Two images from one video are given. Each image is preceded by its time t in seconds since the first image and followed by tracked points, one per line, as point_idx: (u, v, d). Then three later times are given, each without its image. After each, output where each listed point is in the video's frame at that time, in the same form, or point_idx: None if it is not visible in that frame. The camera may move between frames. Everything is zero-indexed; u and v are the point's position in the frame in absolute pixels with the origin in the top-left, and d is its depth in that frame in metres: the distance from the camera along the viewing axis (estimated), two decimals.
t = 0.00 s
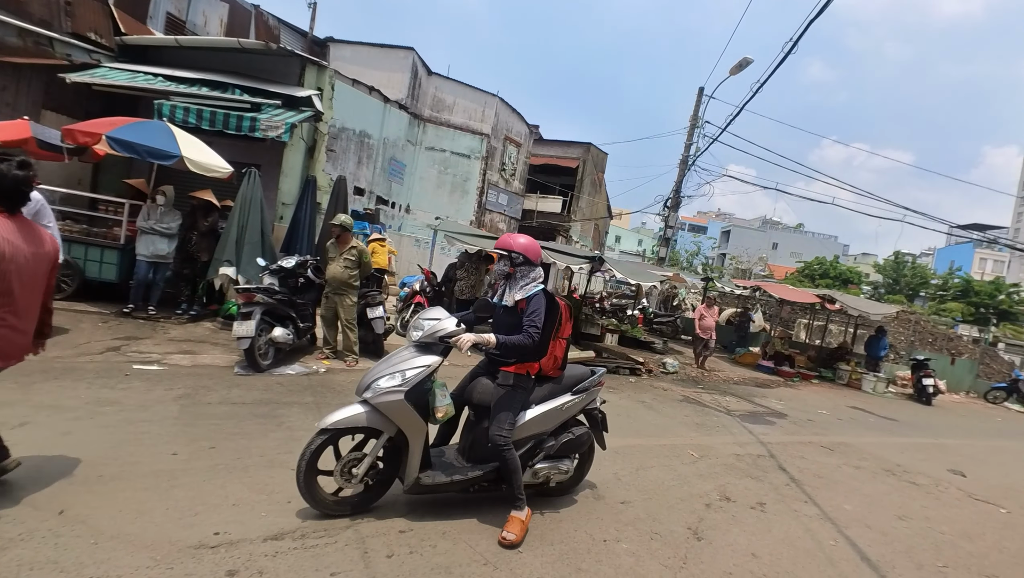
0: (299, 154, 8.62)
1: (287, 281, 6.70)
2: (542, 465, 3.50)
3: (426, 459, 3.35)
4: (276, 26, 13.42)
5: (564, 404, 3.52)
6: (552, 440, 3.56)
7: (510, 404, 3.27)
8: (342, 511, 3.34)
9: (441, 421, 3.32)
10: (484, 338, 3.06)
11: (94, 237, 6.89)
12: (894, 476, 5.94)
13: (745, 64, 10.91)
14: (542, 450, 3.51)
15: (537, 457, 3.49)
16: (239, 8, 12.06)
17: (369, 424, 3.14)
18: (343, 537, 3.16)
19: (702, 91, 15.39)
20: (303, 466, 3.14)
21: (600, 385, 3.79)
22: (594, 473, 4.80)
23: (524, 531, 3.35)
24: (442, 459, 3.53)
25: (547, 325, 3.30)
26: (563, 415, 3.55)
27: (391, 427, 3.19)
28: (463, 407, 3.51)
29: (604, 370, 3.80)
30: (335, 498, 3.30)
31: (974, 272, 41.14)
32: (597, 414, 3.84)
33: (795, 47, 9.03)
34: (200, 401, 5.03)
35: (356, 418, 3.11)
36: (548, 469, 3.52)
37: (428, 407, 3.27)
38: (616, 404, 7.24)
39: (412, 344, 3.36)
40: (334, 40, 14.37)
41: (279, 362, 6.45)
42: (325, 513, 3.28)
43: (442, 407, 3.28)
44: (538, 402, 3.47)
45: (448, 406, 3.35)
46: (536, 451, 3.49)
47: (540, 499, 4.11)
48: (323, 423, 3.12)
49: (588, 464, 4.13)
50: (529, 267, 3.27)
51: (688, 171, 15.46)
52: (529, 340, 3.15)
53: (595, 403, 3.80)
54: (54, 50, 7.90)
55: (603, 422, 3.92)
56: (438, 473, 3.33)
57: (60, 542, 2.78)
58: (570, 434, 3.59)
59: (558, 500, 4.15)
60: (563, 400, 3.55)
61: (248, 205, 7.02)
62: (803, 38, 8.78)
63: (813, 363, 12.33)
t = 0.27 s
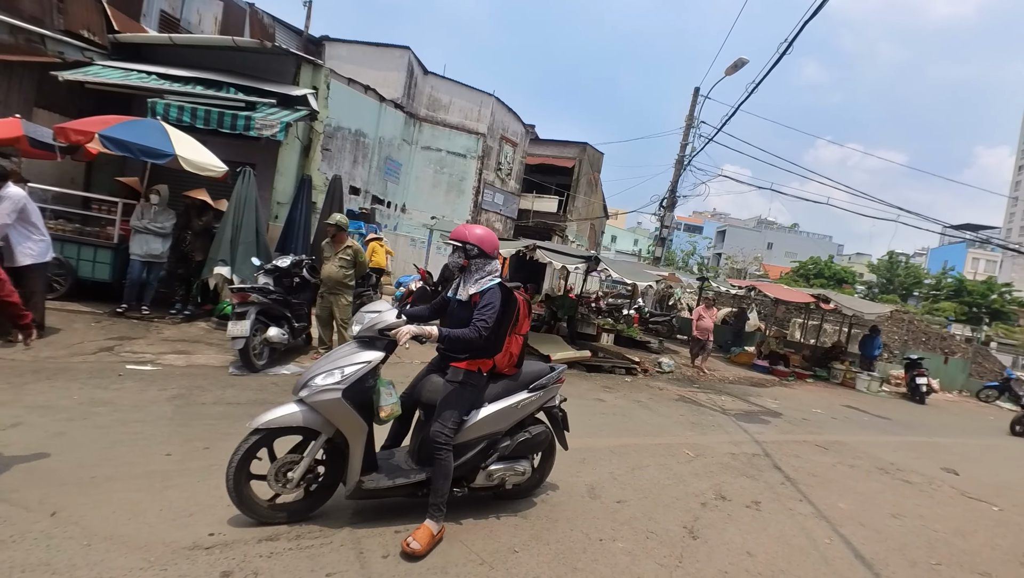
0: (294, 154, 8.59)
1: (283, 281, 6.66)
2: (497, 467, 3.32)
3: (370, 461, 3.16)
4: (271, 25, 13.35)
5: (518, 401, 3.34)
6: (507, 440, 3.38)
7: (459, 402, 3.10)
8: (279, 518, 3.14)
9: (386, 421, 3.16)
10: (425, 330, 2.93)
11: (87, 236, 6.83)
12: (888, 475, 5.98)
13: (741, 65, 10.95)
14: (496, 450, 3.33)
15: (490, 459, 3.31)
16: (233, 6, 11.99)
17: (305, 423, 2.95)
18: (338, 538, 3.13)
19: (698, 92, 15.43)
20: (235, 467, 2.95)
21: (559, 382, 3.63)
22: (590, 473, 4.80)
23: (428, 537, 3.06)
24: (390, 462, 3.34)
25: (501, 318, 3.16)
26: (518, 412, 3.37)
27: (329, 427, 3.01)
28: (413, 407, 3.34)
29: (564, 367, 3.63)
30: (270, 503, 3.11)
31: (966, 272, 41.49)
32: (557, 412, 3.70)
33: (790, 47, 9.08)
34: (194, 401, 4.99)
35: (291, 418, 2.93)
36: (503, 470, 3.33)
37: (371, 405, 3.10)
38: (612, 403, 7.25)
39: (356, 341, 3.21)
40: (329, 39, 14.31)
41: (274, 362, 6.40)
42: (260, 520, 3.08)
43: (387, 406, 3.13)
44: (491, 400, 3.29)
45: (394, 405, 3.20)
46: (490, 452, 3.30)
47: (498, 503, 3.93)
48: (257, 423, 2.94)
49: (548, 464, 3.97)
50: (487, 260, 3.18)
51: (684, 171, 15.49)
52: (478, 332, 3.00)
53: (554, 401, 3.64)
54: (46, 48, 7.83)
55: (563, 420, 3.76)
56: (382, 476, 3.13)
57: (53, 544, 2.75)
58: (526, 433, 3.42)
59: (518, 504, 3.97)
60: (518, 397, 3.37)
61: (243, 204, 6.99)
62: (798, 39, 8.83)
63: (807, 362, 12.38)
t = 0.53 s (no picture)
0: (290, 153, 8.59)
1: (279, 281, 6.43)
2: (437, 470, 3.17)
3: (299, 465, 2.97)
4: (266, 23, 13.30)
5: (463, 400, 3.21)
6: (451, 442, 3.23)
7: (390, 400, 2.98)
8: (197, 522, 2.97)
9: (314, 420, 3.03)
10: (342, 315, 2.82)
11: (80, 235, 6.78)
12: (882, 474, 6.01)
13: (736, 65, 10.98)
14: (435, 453, 3.18)
15: (430, 462, 3.16)
16: (228, 5, 11.93)
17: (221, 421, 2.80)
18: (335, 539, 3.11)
19: (693, 92, 15.47)
20: (149, 460, 2.81)
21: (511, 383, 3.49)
22: (586, 472, 4.80)
23: (351, 544, 2.84)
24: (325, 464, 3.18)
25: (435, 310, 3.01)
26: (463, 413, 3.23)
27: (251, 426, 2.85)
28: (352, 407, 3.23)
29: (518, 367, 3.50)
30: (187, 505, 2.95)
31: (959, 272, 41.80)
32: (510, 415, 3.57)
33: (786, 48, 9.13)
34: (189, 402, 4.97)
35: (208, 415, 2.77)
36: (444, 474, 3.17)
37: (299, 404, 2.97)
38: (608, 403, 7.26)
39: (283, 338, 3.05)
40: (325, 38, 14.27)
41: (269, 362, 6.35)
42: (175, 523, 2.91)
43: (314, 404, 3.00)
44: (430, 400, 3.17)
45: (324, 404, 3.07)
46: (429, 455, 3.16)
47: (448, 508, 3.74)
48: (174, 417, 2.79)
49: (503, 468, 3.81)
50: (423, 247, 3.06)
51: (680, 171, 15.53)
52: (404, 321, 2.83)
53: (505, 403, 3.51)
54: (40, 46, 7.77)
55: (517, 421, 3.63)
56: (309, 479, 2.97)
57: (47, 546, 2.73)
58: (472, 436, 3.28)
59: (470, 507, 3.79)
60: (463, 397, 3.24)
61: (239, 203, 6.97)
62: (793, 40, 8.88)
63: (802, 362, 12.44)
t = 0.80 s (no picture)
0: (286, 152, 8.54)
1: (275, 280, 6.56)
2: (365, 476, 2.94)
3: (214, 463, 2.85)
4: (262, 22, 13.26)
5: (394, 401, 2.99)
6: (381, 446, 3.00)
7: (308, 398, 2.74)
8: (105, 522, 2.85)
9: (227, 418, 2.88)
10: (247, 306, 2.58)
11: (75, 235, 6.74)
12: (877, 472, 6.04)
13: (732, 65, 10.99)
14: (362, 458, 2.96)
15: (354, 467, 2.93)
16: (224, 3, 11.89)
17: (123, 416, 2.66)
18: (331, 539, 3.10)
19: (690, 92, 15.49)
20: (50, 457, 2.70)
21: (452, 385, 3.27)
22: (583, 472, 4.81)
23: (256, 552, 2.65)
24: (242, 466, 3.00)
25: (357, 295, 2.80)
26: (394, 415, 3.00)
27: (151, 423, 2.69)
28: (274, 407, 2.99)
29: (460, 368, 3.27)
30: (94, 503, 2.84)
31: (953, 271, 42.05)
32: (453, 418, 3.33)
33: (782, 49, 9.17)
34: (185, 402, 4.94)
35: (107, 407, 2.65)
36: (370, 481, 2.94)
37: (208, 401, 2.80)
38: (605, 403, 7.28)
39: (199, 328, 2.88)
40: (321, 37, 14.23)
41: (265, 362, 6.33)
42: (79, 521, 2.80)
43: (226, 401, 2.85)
44: (357, 400, 2.94)
45: (241, 401, 2.92)
46: (353, 460, 2.93)
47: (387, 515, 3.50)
48: (80, 410, 2.71)
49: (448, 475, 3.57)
50: (349, 238, 2.94)
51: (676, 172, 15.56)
52: (319, 305, 2.59)
53: (446, 405, 3.26)
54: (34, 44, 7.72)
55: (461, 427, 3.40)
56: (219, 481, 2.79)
57: (42, 547, 2.71)
58: (405, 440, 3.05)
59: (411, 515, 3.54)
60: (394, 397, 3.01)
61: (235, 203, 6.92)
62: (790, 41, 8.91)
63: (798, 361, 12.48)
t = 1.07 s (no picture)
0: (282, 152, 8.52)
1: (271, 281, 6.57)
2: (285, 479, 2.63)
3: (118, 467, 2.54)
4: (259, 21, 13.20)
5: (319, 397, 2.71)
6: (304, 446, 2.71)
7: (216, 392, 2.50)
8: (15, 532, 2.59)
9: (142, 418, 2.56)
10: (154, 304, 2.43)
11: (69, 234, 6.69)
12: (873, 471, 6.07)
13: (729, 66, 11.02)
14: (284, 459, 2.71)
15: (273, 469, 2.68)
16: (220, 2, 11.83)
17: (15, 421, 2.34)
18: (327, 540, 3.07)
19: (687, 92, 15.51)
20: None
21: (389, 380, 3.04)
22: (580, 472, 4.80)
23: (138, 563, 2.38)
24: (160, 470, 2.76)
25: (272, 287, 2.73)
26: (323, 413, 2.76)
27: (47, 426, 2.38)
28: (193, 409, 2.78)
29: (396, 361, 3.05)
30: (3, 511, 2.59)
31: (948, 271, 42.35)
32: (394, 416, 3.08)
33: (779, 49, 9.20)
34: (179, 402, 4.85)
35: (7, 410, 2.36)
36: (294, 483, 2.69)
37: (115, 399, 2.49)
38: (602, 402, 7.29)
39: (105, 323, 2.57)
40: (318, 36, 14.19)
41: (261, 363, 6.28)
42: None
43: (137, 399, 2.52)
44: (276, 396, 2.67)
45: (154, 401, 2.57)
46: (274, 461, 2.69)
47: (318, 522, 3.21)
48: None
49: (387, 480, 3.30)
50: (266, 224, 2.89)
51: (673, 172, 15.58)
52: (228, 295, 2.52)
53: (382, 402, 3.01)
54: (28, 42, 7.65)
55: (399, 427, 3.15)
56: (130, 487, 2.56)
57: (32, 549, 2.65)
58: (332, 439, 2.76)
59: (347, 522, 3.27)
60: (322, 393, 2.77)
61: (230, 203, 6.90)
62: (787, 42, 8.94)
63: (794, 360, 12.54)
